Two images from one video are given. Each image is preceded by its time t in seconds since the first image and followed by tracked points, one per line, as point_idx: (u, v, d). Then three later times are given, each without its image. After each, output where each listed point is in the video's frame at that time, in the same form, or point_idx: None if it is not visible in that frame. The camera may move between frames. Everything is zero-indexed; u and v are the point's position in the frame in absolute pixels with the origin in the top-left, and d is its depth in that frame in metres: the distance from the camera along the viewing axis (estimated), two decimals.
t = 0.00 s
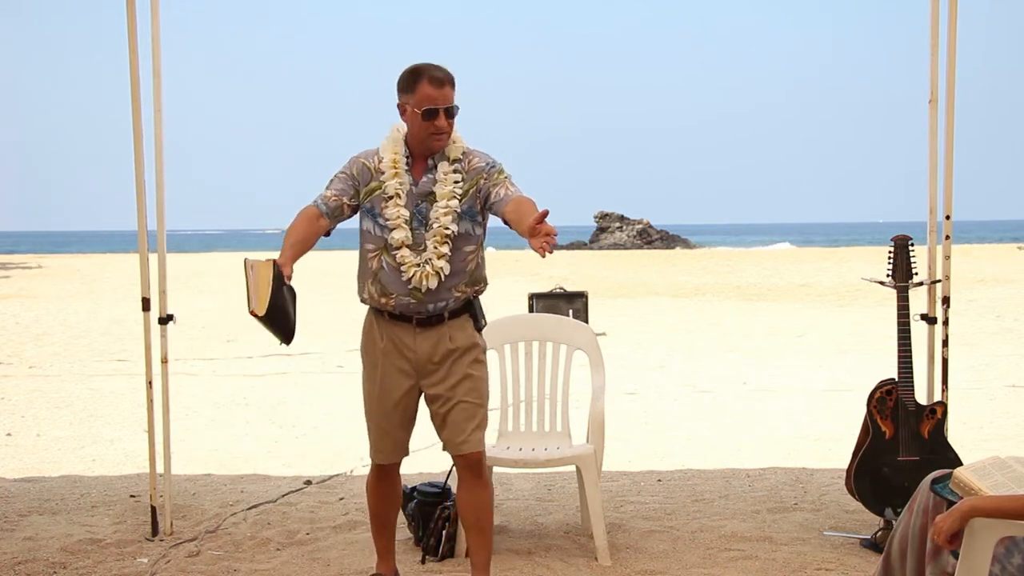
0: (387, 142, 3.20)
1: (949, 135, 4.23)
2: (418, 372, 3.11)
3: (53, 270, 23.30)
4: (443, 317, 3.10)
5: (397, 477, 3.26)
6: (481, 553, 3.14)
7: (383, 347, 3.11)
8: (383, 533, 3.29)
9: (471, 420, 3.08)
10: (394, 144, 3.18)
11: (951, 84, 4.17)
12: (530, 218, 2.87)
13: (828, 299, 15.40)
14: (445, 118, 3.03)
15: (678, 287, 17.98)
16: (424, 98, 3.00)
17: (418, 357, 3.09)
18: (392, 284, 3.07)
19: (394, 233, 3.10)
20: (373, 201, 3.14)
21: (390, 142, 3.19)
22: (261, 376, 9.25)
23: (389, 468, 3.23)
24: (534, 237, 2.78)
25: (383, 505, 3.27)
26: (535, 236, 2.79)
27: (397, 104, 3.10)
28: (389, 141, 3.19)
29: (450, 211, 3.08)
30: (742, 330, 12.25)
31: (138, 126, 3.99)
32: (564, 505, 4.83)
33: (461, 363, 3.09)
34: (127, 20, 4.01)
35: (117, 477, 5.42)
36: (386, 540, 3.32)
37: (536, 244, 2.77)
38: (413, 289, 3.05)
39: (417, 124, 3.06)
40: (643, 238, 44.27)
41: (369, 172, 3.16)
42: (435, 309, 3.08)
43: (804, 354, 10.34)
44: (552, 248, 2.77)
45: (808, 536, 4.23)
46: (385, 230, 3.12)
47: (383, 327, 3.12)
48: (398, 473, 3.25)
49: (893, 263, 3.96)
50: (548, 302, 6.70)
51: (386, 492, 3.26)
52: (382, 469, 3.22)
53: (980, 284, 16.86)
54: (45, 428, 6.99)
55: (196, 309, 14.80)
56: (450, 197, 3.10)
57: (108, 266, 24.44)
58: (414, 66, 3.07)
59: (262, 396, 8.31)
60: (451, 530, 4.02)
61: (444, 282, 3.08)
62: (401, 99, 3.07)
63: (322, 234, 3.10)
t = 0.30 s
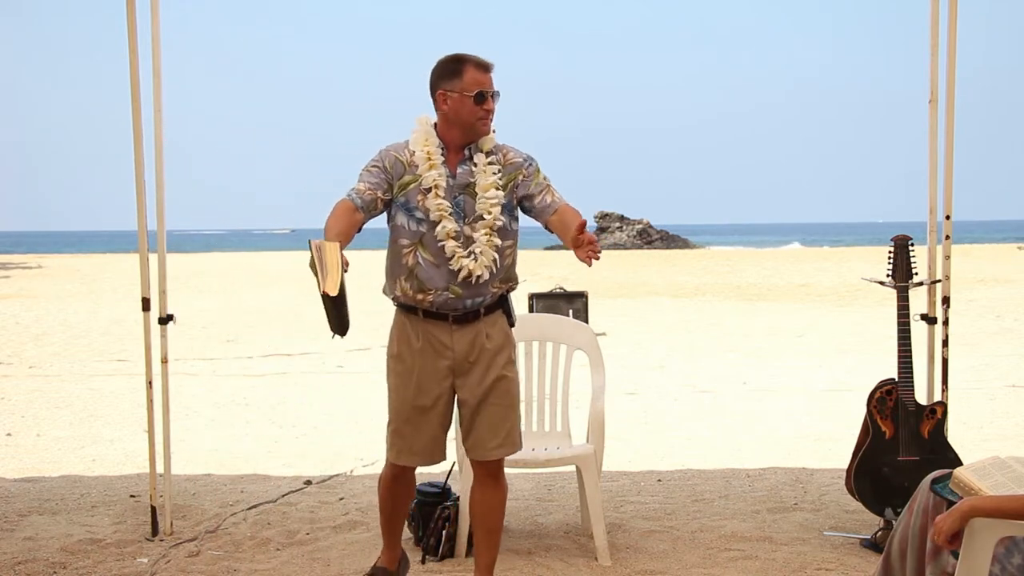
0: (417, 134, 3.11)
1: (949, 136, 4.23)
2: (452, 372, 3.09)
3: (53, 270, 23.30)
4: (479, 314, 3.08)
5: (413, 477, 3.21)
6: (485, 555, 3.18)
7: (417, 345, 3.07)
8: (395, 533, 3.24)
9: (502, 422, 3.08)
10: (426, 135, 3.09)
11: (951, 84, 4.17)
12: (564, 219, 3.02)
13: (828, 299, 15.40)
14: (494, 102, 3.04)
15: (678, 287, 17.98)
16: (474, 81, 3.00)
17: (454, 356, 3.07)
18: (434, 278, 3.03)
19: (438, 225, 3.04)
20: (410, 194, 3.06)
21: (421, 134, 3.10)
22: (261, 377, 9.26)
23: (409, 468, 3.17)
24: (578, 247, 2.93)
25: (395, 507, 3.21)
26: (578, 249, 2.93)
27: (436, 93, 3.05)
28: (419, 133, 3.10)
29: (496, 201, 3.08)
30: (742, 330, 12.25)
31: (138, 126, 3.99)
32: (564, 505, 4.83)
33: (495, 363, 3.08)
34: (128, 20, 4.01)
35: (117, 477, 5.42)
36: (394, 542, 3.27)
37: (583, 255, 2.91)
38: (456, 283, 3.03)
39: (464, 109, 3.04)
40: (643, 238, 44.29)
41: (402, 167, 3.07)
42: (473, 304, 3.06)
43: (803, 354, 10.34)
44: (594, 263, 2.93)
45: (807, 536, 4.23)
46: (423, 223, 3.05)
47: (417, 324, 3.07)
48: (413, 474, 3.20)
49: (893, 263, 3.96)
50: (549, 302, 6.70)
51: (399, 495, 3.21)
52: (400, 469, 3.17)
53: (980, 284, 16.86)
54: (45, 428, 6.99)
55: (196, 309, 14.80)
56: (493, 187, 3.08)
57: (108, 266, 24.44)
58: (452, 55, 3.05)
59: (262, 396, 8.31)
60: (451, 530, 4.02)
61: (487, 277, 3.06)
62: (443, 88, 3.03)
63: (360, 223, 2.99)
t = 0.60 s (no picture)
0: (421, 132, 3.08)
1: (949, 136, 4.23)
2: (466, 371, 3.08)
3: (53, 270, 23.30)
4: (491, 312, 3.10)
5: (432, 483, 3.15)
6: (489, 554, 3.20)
7: (431, 345, 3.04)
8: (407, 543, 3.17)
9: (513, 418, 3.13)
10: (431, 132, 3.08)
11: (952, 84, 4.17)
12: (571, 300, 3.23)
13: (828, 299, 15.40)
14: (498, 96, 3.03)
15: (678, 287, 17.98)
16: (479, 73, 2.99)
17: (469, 354, 3.06)
18: (449, 275, 3.02)
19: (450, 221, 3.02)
20: (420, 193, 3.03)
21: (425, 131, 3.08)
22: (261, 376, 9.26)
23: (425, 474, 3.12)
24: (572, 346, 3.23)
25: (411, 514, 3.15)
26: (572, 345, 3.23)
27: (441, 89, 3.05)
28: (423, 130, 3.08)
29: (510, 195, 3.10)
30: (742, 330, 12.26)
31: (138, 126, 3.99)
32: (564, 505, 4.83)
33: (508, 360, 3.11)
34: (128, 20, 4.01)
35: (117, 477, 5.42)
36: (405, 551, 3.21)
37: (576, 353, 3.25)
38: (471, 278, 3.04)
39: (469, 102, 3.03)
40: (643, 238, 44.30)
41: (408, 165, 3.03)
42: (486, 301, 3.07)
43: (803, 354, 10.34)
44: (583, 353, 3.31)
45: (807, 536, 4.23)
46: (434, 220, 3.03)
47: (429, 324, 3.05)
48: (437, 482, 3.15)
49: (893, 263, 3.96)
50: (549, 302, 6.70)
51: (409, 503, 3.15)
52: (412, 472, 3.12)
53: (980, 284, 16.86)
54: (45, 428, 6.99)
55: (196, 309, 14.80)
56: (504, 182, 3.10)
57: (108, 266, 24.44)
58: (453, 49, 3.04)
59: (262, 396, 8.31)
60: (452, 530, 4.03)
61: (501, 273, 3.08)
62: (448, 84, 3.03)
63: (376, 226, 2.92)
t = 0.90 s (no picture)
0: (406, 132, 3.07)
1: (949, 136, 4.23)
2: (466, 371, 3.08)
3: (53, 270, 23.30)
4: (490, 310, 3.10)
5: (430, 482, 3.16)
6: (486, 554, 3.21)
7: (432, 346, 3.03)
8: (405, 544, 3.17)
9: (512, 419, 3.14)
10: (416, 131, 3.06)
11: (952, 84, 4.17)
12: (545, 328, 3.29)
13: (828, 299, 15.40)
14: (481, 91, 3.05)
15: (678, 287, 17.98)
16: (461, 70, 3.01)
17: (471, 354, 3.06)
18: (447, 272, 3.02)
19: (444, 218, 3.01)
20: (411, 193, 3.02)
21: (410, 131, 3.07)
22: (261, 377, 9.26)
23: (423, 474, 3.13)
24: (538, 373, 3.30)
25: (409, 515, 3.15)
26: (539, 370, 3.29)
27: (424, 87, 3.05)
28: (408, 130, 3.07)
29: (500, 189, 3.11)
30: (742, 330, 12.25)
31: (138, 126, 3.99)
32: (564, 505, 4.83)
33: (507, 361, 3.12)
34: (128, 20, 4.01)
35: (117, 477, 5.42)
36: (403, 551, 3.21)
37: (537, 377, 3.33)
38: (469, 275, 3.03)
39: (453, 99, 3.04)
40: (643, 238, 44.30)
41: (396, 168, 3.02)
42: (486, 298, 3.07)
43: (803, 354, 10.34)
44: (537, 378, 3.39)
45: (808, 536, 4.23)
46: (429, 219, 3.02)
47: (430, 324, 3.04)
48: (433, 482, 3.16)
49: (894, 263, 3.96)
50: (549, 302, 6.70)
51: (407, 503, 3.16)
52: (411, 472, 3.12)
53: (980, 284, 16.86)
54: (45, 428, 6.99)
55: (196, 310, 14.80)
56: (494, 176, 3.11)
57: (108, 266, 24.44)
58: (433, 47, 3.05)
59: (262, 396, 8.31)
60: (451, 530, 4.03)
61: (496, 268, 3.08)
62: (431, 81, 3.03)
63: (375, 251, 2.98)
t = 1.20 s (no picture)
0: (394, 133, 3.06)
1: (949, 136, 4.23)
2: (459, 373, 3.08)
3: (53, 270, 23.29)
4: (482, 310, 3.10)
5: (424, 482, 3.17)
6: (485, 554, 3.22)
7: (424, 349, 3.03)
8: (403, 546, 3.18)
9: (506, 418, 3.14)
10: (405, 132, 3.06)
11: (952, 84, 4.17)
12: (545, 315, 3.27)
13: (828, 299, 15.40)
14: (469, 90, 3.05)
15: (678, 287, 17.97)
16: (449, 69, 3.00)
17: (463, 356, 3.06)
18: (440, 274, 3.02)
19: (434, 220, 3.01)
20: (401, 195, 3.01)
21: (398, 132, 3.06)
22: (261, 377, 9.26)
23: (419, 477, 3.13)
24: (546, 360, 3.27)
25: (405, 517, 3.15)
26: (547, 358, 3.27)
27: (412, 87, 3.05)
28: (396, 131, 3.06)
29: (490, 189, 3.11)
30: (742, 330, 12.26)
31: (138, 126, 3.99)
32: (564, 505, 4.83)
33: (499, 361, 3.12)
34: (128, 20, 4.01)
35: (117, 477, 5.42)
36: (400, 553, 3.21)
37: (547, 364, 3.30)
38: (462, 276, 3.04)
39: (441, 99, 3.03)
40: (643, 238, 44.31)
41: (386, 169, 3.01)
42: (478, 299, 3.07)
43: (804, 354, 10.34)
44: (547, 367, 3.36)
45: (808, 536, 4.23)
46: (421, 220, 3.01)
47: (422, 327, 3.04)
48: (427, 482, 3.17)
49: (894, 263, 3.95)
50: (549, 302, 6.70)
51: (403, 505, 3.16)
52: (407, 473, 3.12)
53: (980, 284, 16.86)
54: (45, 428, 6.99)
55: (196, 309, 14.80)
56: (484, 175, 3.11)
57: (108, 266, 24.44)
58: (421, 47, 3.05)
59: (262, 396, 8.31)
60: (451, 530, 4.02)
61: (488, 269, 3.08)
62: (419, 81, 3.03)
63: (365, 255, 2.99)
